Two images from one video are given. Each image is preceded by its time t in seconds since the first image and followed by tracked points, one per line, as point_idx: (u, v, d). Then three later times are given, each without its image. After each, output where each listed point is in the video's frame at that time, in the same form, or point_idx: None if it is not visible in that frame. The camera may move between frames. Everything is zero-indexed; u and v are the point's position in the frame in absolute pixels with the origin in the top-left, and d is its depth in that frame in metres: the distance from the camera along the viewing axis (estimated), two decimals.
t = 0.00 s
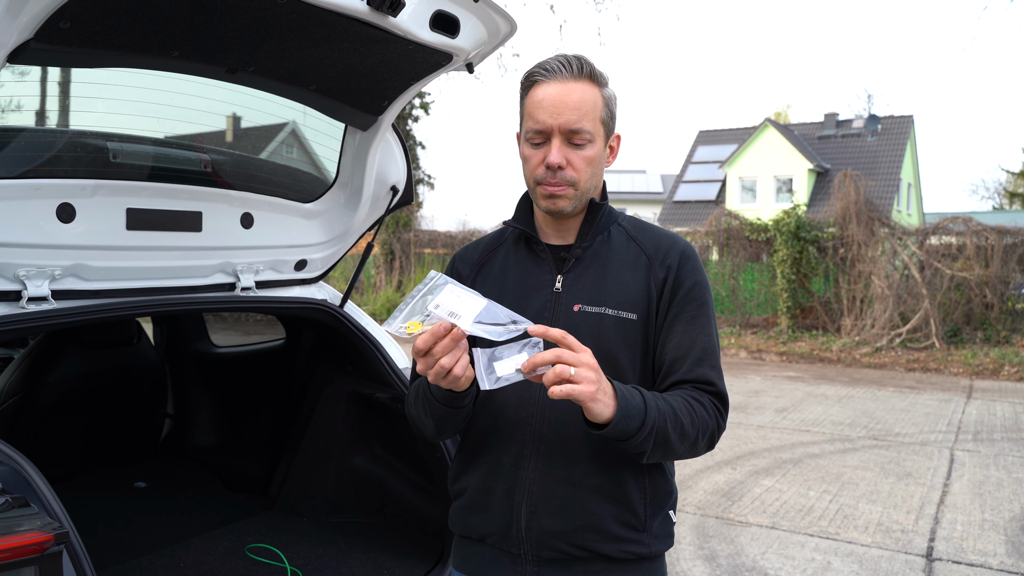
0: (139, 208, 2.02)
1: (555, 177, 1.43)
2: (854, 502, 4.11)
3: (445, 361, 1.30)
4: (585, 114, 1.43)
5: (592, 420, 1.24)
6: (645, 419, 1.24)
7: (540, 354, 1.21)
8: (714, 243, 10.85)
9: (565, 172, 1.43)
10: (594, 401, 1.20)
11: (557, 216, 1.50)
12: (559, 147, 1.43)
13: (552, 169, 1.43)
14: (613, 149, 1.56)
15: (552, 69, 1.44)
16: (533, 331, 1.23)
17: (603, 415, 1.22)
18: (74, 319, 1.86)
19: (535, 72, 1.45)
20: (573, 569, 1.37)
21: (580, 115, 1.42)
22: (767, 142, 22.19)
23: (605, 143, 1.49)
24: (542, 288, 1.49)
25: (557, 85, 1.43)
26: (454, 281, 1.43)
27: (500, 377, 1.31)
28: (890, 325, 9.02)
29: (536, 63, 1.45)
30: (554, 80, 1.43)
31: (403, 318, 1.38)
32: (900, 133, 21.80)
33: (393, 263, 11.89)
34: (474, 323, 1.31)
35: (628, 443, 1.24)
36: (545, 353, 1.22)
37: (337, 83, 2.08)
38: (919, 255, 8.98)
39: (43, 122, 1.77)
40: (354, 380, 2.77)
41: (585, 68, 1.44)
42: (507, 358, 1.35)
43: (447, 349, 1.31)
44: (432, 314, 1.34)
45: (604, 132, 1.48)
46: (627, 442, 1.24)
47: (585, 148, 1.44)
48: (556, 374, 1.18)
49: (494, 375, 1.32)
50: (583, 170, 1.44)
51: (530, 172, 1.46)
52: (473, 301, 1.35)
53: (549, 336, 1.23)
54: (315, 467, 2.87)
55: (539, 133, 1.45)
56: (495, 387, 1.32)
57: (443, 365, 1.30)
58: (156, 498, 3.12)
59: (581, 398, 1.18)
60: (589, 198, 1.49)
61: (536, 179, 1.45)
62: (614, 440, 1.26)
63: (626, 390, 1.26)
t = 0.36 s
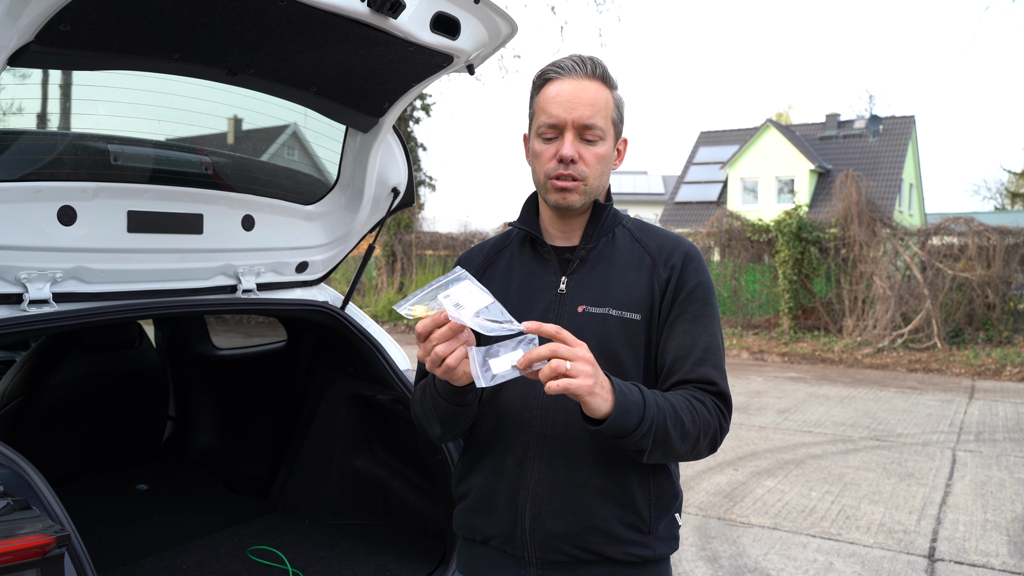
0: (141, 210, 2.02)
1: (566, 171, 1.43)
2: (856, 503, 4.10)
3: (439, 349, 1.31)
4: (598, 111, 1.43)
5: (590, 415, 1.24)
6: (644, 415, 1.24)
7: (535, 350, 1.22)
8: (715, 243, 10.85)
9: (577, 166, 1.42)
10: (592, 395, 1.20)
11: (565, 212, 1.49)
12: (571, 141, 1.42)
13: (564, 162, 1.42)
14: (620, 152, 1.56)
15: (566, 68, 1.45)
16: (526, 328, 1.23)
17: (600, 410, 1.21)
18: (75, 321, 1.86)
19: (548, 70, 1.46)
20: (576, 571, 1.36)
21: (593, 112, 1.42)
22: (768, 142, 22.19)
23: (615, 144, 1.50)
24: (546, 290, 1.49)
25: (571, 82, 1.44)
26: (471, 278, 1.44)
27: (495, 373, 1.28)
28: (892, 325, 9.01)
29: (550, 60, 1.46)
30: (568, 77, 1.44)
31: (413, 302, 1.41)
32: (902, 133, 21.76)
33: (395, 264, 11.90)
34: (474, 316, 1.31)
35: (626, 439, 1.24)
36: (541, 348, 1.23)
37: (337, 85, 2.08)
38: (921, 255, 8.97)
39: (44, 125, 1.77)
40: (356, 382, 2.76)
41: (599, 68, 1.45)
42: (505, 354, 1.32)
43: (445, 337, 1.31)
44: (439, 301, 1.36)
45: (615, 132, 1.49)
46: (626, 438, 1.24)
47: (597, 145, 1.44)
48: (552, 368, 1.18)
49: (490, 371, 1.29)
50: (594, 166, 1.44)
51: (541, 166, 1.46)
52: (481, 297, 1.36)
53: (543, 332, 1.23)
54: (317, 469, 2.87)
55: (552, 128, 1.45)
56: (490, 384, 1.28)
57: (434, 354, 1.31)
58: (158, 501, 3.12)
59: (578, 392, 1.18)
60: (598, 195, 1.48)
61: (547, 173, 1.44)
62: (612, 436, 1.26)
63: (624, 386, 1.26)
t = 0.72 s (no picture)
0: (142, 212, 2.02)
1: (568, 174, 1.43)
2: (857, 504, 4.10)
3: (441, 348, 1.31)
4: (600, 114, 1.43)
5: (594, 416, 1.24)
6: (647, 416, 1.24)
7: (541, 348, 1.21)
8: (716, 245, 10.84)
9: (579, 169, 1.42)
10: (596, 395, 1.20)
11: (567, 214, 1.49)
12: (573, 144, 1.42)
13: (566, 165, 1.42)
14: (621, 154, 1.56)
15: (567, 70, 1.45)
16: (530, 329, 1.23)
17: (604, 411, 1.21)
18: (75, 323, 1.86)
19: (549, 73, 1.46)
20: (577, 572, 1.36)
21: (594, 114, 1.42)
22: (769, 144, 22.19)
23: (616, 146, 1.49)
24: (547, 292, 1.49)
25: (572, 84, 1.44)
26: (472, 277, 1.43)
27: (500, 373, 1.27)
28: (893, 326, 9.01)
29: (551, 63, 1.46)
30: (568, 79, 1.44)
31: (413, 302, 1.40)
32: (903, 134, 21.75)
33: (396, 266, 11.89)
34: (476, 316, 1.29)
35: (629, 441, 1.24)
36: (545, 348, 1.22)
37: (338, 87, 2.08)
38: (921, 257, 8.97)
39: (45, 127, 1.77)
40: (357, 384, 2.76)
41: (600, 70, 1.46)
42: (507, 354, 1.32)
43: (446, 337, 1.31)
44: (440, 301, 1.36)
45: (616, 134, 1.49)
46: (629, 439, 1.23)
47: (598, 147, 1.44)
48: (556, 368, 1.18)
49: (494, 370, 1.28)
50: (596, 168, 1.44)
51: (543, 169, 1.46)
52: (481, 297, 1.35)
53: (547, 333, 1.23)
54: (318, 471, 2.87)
55: (553, 131, 1.45)
56: (495, 383, 1.27)
57: (436, 353, 1.31)
58: (159, 502, 3.12)
59: (582, 393, 1.18)
60: (599, 197, 1.49)
61: (549, 176, 1.44)
62: (616, 437, 1.25)
63: (628, 386, 1.26)
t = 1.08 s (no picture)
0: (142, 213, 2.02)
1: (564, 182, 1.43)
2: (858, 505, 4.09)
3: (442, 367, 1.31)
4: (595, 119, 1.43)
5: (606, 421, 1.23)
6: (658, 421, 1.23)
7: (557, 352, 1.20)
8: (717, 245, 10.83)
9: (575, 177, 1.43)
10: (610, 402, 1.19)
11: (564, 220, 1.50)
12: (569, 151, 1.42)
13: (562, 173, 1.43)
14: (619, 153, 1.56)
15: (561, 75, 1.44)
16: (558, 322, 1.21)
17: (616, 417, 1.21)
18: (75, 324, 1.86)
19: (543, 77, 1.45)
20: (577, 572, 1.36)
21: (590, 120, 1.42)
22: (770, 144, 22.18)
23: (613, 147, 1.49)
24: (546, 293, 1.49)
25: (566, 90, 1.43)
26: (458, 290, 1.43)
27: (513, 377, 1.28)
28: (894, 327, 9.00)
29: (544, 66, 1.45)
30: (563, 84, 1.43)
31: (405, 324, 1.39)
32: (903, 134, 21.74)
33: (398, 267, 11.91)
34: (474, 330, 1.30)
35: (640, 445, 1.23)
36: (561, 352, 1.21)
37: (339, 87, 2.08)
38: (923, 257, 8.96)
39: (46, 128, 1.78)
40: (358, 385, 2.77)
41: (594, 72, 1.44)
42: (521, 358, 1.33)
43: (446, 355, 1.31)
44: (434, 320, 1.35)
45: (612, 136, 1.48)
46: (641, 444, 1.23)
47: (594, 153, 1.44)
48: (571, 373, 1.17)
49: (508, 374, 1.30)
50: (592, 174, 1.45)
51: (539, 176, 1.46)
52: (474, 309, 1.36)
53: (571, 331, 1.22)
54: (319, 471, 2.87)
55: (548, 138, 1.44)
56: (509, 386, 1.29)
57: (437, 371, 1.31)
58: (160, 503, 3.12)
59: (597, 399, 1.17)
60: (596, 202, 1.49)
61: (545, 183, 1.45)
62: (626, 443, 1.25)
63: (638, 392, 1.26)
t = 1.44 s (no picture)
0: (143, 211, 2.02)
1: (564, 183, 1.43)
2: (858, 504, 4.09)
3: (419, 373, 1.30)
4: (594, 119, 1.42)
5: (606, 415, 1.23)
6: (658, 416, 1.23)
7: (558, 343, 1.20)
8: (717, 244, 10.82)
9: (575, 178, 1.43)
10: (610, 393, 1.19)
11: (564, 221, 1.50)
12: (568, 152, 1.42)
13: (562, 174, 1.43)
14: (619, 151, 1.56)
15: (560, 74, 1.43)
16: (560, 315, 1.20)
17: (616, 410, 1.21)
18: (76, 322, 1.86)
19: (541, 77, 1.45)
20: (577, 569, 1.36)
21: (589, 121, 1.42)
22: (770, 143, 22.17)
23: (612, 147, 1.49)
24: (546, 291, 1.49)
25: (565, 90, 1.43)
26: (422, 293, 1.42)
27: (514, 366, 1.28)
28: (894, 326, 9.01)
29: (543, 66, 1.45)
30: (561, 85, 1.43)
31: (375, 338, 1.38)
32: (903, 133, 21.73)
33: (397, 265, 11.91)
34: (444, 331, 1.29)
35: (641, 440, 1.23)
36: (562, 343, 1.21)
37: (339, 85, 2.08)
38: (922, 256, 8.96)
39: (45, 126, 1.78)
40: (358, 383, 2.77)
41: (593, 72, 1.44)
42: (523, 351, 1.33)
43: (421, 361, 1.30)
44: (403, 328, 1.34)
45: (612, 136, 1.48)
46: (641, 439, 1.23)
47: (594, 154, 1.44)
48: (572, 363, 1.17)
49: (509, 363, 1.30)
50: (592, 175, 1.44)
51: (539, 177, 1.46)
52: (441, 310, 1.34)
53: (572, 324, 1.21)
54: (320, 470, 2.87)
55: (548, 138, 1.44)
56: (510, 376, 1.28)
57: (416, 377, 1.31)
58: (160, 501, 3.12)
59: (596, 389, 1.17)
60: (596, 203, 1.49)
61: (545, 184, 1.45)
62: (627, 437, 1.25)
63: (639, 387, 1.26)
